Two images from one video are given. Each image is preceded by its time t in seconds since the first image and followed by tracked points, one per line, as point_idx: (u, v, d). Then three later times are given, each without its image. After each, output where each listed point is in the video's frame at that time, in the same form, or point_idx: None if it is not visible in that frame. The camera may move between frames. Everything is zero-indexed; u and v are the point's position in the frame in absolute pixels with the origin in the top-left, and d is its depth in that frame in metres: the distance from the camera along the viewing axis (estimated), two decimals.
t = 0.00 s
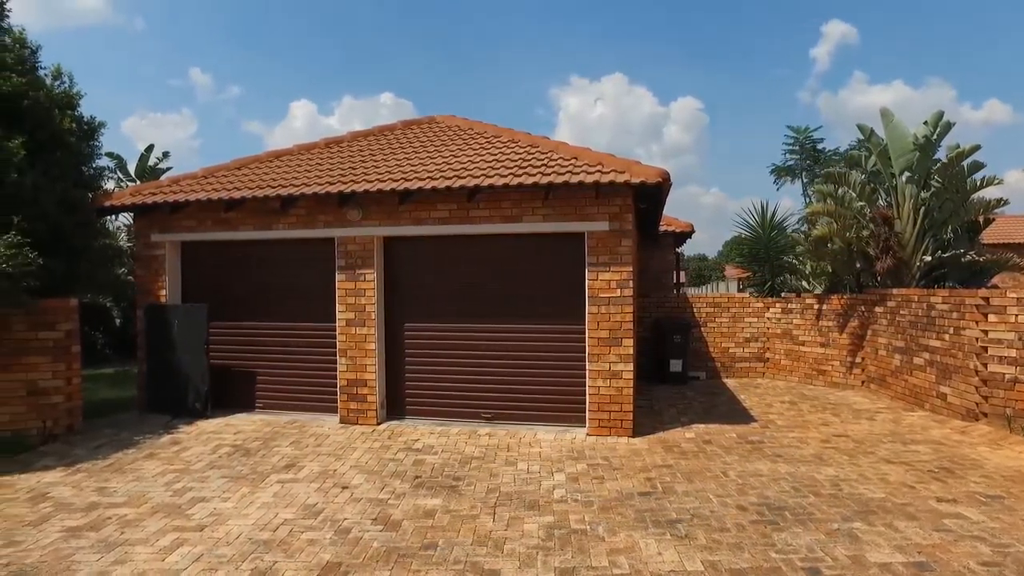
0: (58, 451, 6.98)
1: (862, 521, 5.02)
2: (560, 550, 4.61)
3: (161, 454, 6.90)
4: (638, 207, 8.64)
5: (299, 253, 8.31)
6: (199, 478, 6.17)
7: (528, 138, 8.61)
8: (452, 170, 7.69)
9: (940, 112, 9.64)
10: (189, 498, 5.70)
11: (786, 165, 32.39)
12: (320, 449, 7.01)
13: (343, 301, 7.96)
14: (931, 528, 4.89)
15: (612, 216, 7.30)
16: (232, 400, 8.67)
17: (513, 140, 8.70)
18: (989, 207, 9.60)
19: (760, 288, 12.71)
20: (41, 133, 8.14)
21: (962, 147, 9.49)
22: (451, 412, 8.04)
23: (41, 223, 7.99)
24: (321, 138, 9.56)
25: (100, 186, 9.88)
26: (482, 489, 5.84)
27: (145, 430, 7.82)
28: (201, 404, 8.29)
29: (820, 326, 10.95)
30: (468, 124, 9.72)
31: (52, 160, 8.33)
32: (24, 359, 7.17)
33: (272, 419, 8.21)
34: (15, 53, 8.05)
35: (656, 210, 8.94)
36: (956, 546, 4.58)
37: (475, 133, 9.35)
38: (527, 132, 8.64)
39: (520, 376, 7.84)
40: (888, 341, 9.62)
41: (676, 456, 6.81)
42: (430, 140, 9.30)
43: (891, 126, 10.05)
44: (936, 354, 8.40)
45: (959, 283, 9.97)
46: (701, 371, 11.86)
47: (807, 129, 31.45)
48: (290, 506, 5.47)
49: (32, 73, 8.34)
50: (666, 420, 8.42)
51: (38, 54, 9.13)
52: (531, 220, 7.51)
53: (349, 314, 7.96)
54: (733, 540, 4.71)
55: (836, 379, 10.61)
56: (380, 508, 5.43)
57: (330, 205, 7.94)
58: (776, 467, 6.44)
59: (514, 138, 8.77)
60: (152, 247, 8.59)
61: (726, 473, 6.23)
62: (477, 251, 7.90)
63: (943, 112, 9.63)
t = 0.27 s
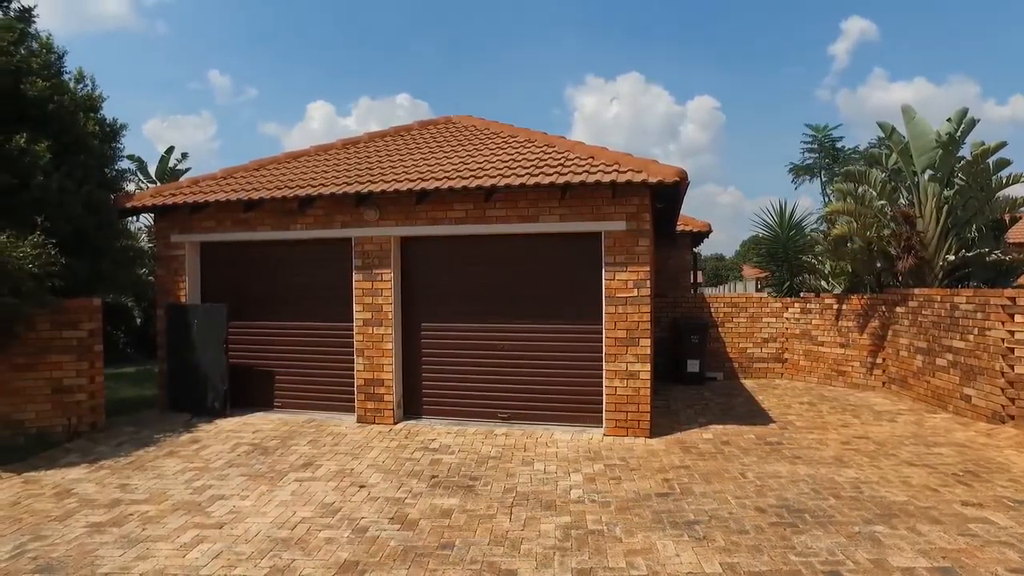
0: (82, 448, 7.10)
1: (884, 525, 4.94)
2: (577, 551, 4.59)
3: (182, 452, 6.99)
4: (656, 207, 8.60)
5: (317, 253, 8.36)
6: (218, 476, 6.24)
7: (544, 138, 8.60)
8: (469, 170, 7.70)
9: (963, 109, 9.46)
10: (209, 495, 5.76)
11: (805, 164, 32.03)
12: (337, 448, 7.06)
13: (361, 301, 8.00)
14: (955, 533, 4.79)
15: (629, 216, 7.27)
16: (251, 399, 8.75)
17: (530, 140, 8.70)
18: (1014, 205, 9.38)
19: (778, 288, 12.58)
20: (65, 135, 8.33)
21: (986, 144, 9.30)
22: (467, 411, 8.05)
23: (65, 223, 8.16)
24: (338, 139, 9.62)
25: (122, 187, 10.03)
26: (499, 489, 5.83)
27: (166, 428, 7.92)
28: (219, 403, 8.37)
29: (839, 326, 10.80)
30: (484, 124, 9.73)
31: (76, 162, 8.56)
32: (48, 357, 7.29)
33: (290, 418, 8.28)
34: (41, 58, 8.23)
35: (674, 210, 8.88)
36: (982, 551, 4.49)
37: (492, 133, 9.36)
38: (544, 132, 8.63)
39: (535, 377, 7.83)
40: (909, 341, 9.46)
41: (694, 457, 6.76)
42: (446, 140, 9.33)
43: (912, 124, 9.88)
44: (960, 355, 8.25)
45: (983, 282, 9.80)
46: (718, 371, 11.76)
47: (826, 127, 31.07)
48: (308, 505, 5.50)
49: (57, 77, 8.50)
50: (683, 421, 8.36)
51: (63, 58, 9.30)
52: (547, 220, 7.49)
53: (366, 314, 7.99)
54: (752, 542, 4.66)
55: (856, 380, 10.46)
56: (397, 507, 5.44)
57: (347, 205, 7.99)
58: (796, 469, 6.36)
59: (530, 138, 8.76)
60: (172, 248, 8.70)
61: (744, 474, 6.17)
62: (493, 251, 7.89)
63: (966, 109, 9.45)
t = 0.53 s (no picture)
0: (108, 446, 7.22)
1: (910, 529, 4.85)
2: (597, 552, 4.57)
3: (204, 450, 7.08)
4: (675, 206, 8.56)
5: (336, 254, 8.43)
6: (240, 474, 6.31)
7: (563, 137, 8.59)
8: (488, 170, 7.71)
9: (992, 105, 9.28)
10: (231, 493, 5.83)
11: (826, 162, 31.59)
12: (357, 447, 7.10)
13: (380, 301, 8.05)
14: (985, 538, 4.69)
15: (649, 215, 7.24)
16: (272, 398, 8.84)
17: (548, 140, 8.69)
18: None
19: (799, 288, 12.41)
20: (92, 139, 8.44)
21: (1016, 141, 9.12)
22: (487, 411, 8.06)
23: (92, 225, 8.30)
24: (358, 140, 9.69)
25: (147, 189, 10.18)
26: (518, 489, 5.83)
27: (189, 426, 8.03)
28: (241, 402, 8.46)
29: (862, 327, 10.63)
30: (503, 124, 9.74)
31: (103, 165, 8.60)
32: (76, 356, 7.45)
33: (311, 417, 8.35)
34: (68, 63, 8.39)
35: (694, 209, 8.82)
36: (1013, 557, 4.38)
37: (510, 133, 9.36)
38: (563, 132, 8.62)
39: (547, 376, 7.84)
40: (935, 342, 9.28)
41: (714, 458, 6.69)
42: (465, 140, 9.35)
43: (939, 120, 9.71)
44: (989, 356, 8.07)
45: (1012, 282, 9.62)
46: (738, 372, 11.64)
47: (848, 125, 30.63)
48: (328, 504, 5.55)
49: (85, 81, 8.66)
50: (703, 422, 8.28)
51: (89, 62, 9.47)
52: (567, 220, 7.47)
53: (386, 314, 8.03)
54: (774, 545, 4.60)
55: (879, 381, 10.28)
56: (417, 506, 5.46)
57: (367, 206, 8.04)
58: (818, 471, 6.27)
59: (549, 138, 8.75)
60: (194, 248, 8.82)
61: (765, 476, 6.10)
62: (510, 251, 7.90)
63: (996, 105, 9.26)
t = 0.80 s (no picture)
0: (134, 443, 7.36)
1: (939, 534, 4.75)
2: (617, 553, 4.55)
3: (228, 448, 7.17)
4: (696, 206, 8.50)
5: (356, 255, 8.49)
6: (262, 473, 6.38)
7: (583, 137, 8.57)
8: (508, 171, 7.71)
9: None
10: (254, 491, 5.90)
11: (850, 160, 31.12)
12: (377, 446, 7.15)
13: (400, 301, 8.10)
14: (1016, 545, 4.58)
15: (670, 215, 7.19)
16: (294, 398, 8.94)
17: (568, 140, 8.68)
18: None
19: (822, 289, 12.24)
20: (119, 141, 8.56)
21: None
22: (506, 411, 8.06)
23: (118, 226, 8.45)
24: (379, 141, 9.75)
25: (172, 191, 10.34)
26: (538, 489, 5.83)
27: (213, 424, 8.15)
28: (263, 401, 8.57)
29: (887, 327, 10.44)
30: (522, 125, 9.74)
31: (130, 167, 8.70)
32: (103, 355, 7.59)
33: (332, 417, 8.42)
34: (96, 67, 8.53)
35: (715, 209, 8.74)
36: None
37: (530, 133, 9.36)
38: (583, 132, 8.60)
39: (550, 375, 7.88)
40: (964, 344, 9.08)
41: (735, 460, 6.63)
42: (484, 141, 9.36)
43: (968, 117, 9.52)
44: (1019, 358, 7.88)
45: None
46: (760, 373, 11.52)
47: (872, 122, 30.13)
48: (349, 502, 5.59)
49: (112, 86, 8.83)
50: (724, 423, 8.20)
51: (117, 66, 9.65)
52: (586, 220, 7.45)
53: (406, 314, 8.08)
54: (797, 548, 4.54)
55: (905, 383, 10.09)
56: (437, 506, 5.48)
57: (387, 207, 8.09)
58: (842, 474, 6.18)
59: (569, 138, 8.74)
60: (218, 249, 8.94)
61: (788, 478, 6.02)
62: (527, 252, 7.90)
63: None
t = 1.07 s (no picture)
0: (159, 441, 7.48)
1: (967, 540, 4.66)
2: (637, 554, 4.52)
3: (250, 446, 7.26)
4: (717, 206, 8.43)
5: (376, 255, 8.55)
6: (284, 471, 6.45)
7: (602, 137, 8.55)
8: (527, 171, 7.72)
9: None
10: (275, 489, 5.97)
11: (874, 158, 30.62)
12: (397, 446, 7.19)
13: (420, 301, 8.13)
14: None
15: (690, 215, 7.14)
16: (314, 397, 9.04)
17: (587, 140, 8.66)
18: None
19: (845, 289, 12.05)
20: (144, 144, 8.71)
21: None
22: (526, 412, 8.06)
23: (144, 227, 8.59)
24: (398, 142, 9.81)
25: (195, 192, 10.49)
26: (557, 489, 5.82)
27: (235, 423, 8.26)
28: (284, 400, 8.66)
29: (912, 328, 10.26)
30: (541, 125, 9.73)
31: (154, 169, 8.84)
32: (129, 354, 7.73)
33: (353, 416, 8.49)
34: (122, 72, 8.69)
35: (735, 208, 8.66)
36: None
37: (549, 133, 9.35)
38: (602, 131, 8.58)
39: (563, 375, 7.89)
40: (993, 345, 8.88)
41: (757, 461, 6.56)
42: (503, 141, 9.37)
43: (998, 114, 9.34)
44: None
45: None
46: (781, 374, 11.39)
47: (897, 120, 29.62)
48: (369, 501, 5.63)
49: (137, 90, 8.99)
50: (745, 424, 8.12)
51: (141, 70, 9.82)
52: (606, 220, 7.43)
53: (426, 314, 8.12)
54: (820, 552, 4.48)
55: (931, 385, 9.90)
56: (456, 505, 5.50)
57: (407, 207, 8.13)
58: (866, 477, 6.08)
59: (588, 138, 8.72)
60: (240, 250, 9.06)
61: (811, 481, 5.93)
62: (546, 252, 7.90)
63: None
